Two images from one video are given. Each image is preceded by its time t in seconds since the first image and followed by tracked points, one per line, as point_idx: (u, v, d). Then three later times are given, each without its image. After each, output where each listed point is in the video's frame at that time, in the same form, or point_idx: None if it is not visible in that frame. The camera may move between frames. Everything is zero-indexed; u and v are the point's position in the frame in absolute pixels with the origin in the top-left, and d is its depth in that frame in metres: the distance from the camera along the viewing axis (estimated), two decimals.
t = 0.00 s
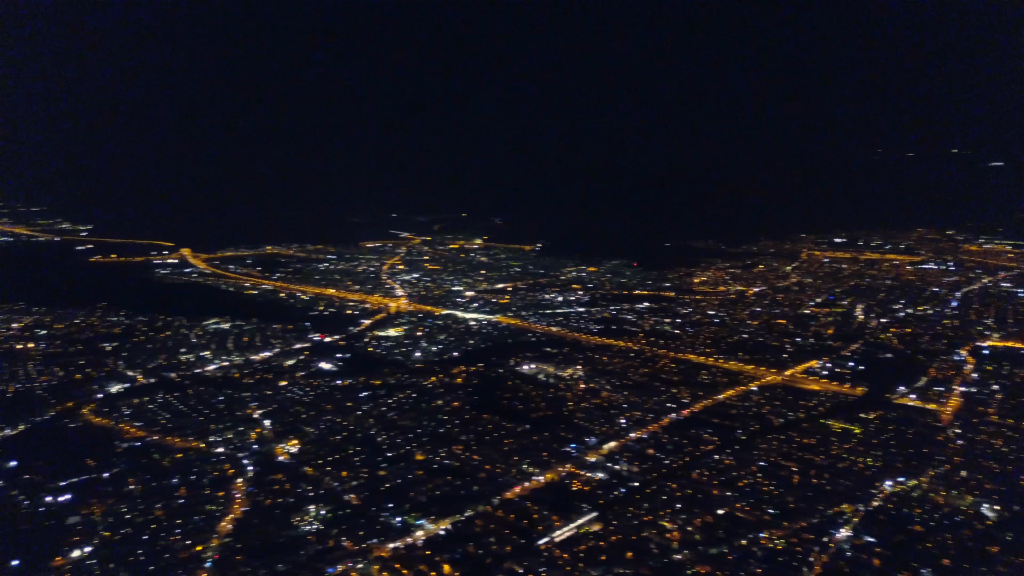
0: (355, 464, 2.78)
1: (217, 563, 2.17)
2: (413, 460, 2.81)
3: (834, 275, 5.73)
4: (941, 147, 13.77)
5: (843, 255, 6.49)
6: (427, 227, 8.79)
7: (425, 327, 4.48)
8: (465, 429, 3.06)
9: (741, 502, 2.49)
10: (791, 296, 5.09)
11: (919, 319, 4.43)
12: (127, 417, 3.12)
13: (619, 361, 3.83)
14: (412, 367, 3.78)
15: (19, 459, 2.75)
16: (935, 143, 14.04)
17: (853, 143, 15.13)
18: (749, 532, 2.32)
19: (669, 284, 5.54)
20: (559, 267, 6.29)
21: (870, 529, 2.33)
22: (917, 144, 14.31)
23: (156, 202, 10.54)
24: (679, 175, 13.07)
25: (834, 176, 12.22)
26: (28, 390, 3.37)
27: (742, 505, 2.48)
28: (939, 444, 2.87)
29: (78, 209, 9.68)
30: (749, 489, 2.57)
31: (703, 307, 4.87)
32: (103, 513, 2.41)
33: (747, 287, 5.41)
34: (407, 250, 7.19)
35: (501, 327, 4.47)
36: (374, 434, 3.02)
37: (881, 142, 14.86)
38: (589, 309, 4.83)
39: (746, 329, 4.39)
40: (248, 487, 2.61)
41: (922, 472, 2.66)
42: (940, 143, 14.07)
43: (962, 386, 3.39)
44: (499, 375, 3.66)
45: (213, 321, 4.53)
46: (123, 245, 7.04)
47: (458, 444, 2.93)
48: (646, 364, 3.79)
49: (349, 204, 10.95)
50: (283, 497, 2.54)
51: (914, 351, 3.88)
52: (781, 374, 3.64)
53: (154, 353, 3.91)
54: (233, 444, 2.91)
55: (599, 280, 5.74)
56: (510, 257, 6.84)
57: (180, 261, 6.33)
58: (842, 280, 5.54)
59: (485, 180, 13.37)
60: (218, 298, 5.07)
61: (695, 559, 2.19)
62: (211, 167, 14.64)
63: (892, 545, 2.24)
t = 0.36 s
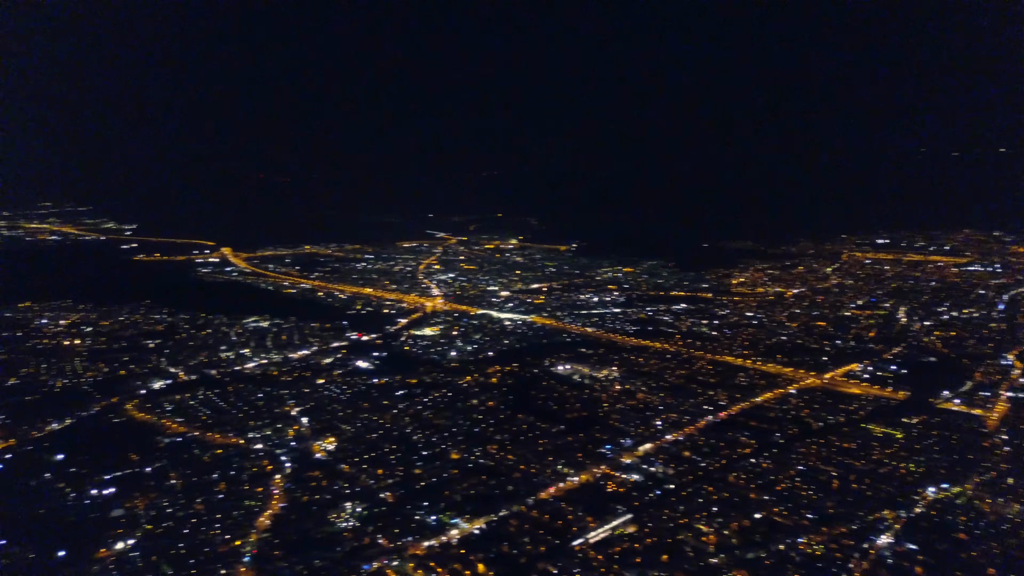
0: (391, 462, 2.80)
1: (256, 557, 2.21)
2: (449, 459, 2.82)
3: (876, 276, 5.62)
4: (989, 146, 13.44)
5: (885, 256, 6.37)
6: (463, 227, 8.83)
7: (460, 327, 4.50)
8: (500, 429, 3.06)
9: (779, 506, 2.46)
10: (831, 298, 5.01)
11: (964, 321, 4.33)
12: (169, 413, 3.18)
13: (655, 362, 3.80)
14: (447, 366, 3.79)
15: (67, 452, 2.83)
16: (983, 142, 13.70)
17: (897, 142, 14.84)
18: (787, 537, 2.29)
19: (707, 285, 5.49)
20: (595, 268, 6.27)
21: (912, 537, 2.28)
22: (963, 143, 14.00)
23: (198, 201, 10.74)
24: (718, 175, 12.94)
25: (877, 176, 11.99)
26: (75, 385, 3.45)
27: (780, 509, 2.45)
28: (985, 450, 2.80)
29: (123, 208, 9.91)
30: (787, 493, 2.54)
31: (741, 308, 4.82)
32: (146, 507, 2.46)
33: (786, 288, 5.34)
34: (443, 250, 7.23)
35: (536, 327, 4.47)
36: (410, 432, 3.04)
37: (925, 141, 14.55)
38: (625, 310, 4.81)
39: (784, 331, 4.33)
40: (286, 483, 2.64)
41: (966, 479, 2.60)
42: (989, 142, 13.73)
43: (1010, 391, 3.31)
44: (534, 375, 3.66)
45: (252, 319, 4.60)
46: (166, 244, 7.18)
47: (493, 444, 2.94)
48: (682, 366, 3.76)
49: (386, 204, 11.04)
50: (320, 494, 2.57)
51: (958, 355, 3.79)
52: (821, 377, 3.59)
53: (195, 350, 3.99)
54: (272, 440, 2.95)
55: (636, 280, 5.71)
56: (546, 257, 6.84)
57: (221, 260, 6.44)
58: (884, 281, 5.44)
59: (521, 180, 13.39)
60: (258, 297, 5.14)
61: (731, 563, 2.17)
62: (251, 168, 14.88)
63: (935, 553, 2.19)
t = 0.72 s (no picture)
0: (426, 460, 2.82)
1: (293, 553, 2.23)
2: (484, 458, 2.83)
3: (920, 278, 5.50)
4: None
5: (930, 258, 6.24)
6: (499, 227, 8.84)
7: (496, 326, 4.51)
8: (535, 429, 3.06)
9: (818, 511, 2.42)
10: (873, 301, 4.92)
11: (1012, 325, 4.22)
12: (209, 409, 3.23)
13: (692, 364, 3.77)
14: (483, 366, 3.80)
15: (111, 447, 2.89)
16: None
17: (942, 140, 14.52)
18: (827, 543, 2.25)
19: (745, 286, 5.43)
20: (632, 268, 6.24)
21: (956, 545, 2.23)
22: (1012, 142, 13.64)
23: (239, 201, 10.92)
24: (757, 175, 12.78)
25: (921, 176, 11.74)
26: (120, 381, 3.53)
27: (819, 514, 2.41)
28: None
29: (166, 208, 10.10)
30: (827, 498, 2.50)
31: (780, 310, 4.75)
32: (187, 501, 2.51)
33: (827, 290, 5.25)
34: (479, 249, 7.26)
35: (571, 328, 4.46)
36: (445, 431, 3.05)
37: (972, 141, 14.21)
38: (661, 311, 4.78)
39: (825, 333, 4.26)
40: (323, 480, 2.67)
41: (1014, 486, 2.53)
42: None
43: None
44: (569, 376, 3.65)
45: (291, 317, 4.66)
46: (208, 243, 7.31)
47: (528, 444, 2.94)
48: (719, 368, 3.72)
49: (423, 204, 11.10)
50: (356, 491, 2.60)
51: (1006, 360, 3.70)
52: (862, 380, 3.53)
53: (236, 348, 4.05)
54: (309, 438, 2.98)
55: (672, 281, 5.66)
56: (582, 258, 6.82)
57: (261, 259, 6.53)
58: (928, 284, 5.32)
59: (557, 180, 13.38)
60: (297, 296, 5.21)
61: (768, 568, 2.14)
62: (290, 168, 15.08)
63: (980, 562, 2.14)
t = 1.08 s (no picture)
0: (461, 459, 2.83)
1: (330, 550, 2.26)
2: (519, 458, 2.83)
3: (966, 281, 5.38)
4: None
5: (976, 260, 6.08)
6: (534, 227, 8.84)
7: (531, 327, 4.50)
8: (570, 430, 3.06)
9: (858, 517, 2.38)
10: (917, 303, 4.81)
11: None
12: (249, 406, 3.28)
13: (730, 367, 3.73)
14: (518, 366, 3.81)
15: (153, 442, 2.95)
16: None
17: (990, 138, 14.16)
18: (867, 549, 2.21)
19: (784, 288, 5.35)
20: (669, 269, 6.19)
21: (1003, 554, 2.17)
22: None
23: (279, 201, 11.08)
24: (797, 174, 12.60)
25: (968, 175, 11.46)
26: (162, 378, 3.60)
27: (860, 520, 2.37)
28: None
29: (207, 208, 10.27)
30: (868, 505, 2.45)
31: (820, 312, 4.68)
32: (227, 496, 2.55)
33: (868, 292, 5.16)
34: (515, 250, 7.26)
35: (607, 329, 4.44)
36: (480, 431, 3.06)
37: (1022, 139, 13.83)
38: (698, 313, 4.73)
39: (866, 336, 4.18)
40: (359, 477, 2.69)
41: None
42: None
43: None
44: (605, 377, 3.64)
45: (329, 316, 4.71)
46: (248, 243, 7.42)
47: (563, 445, 2.93)
48: (758, 370, 3.67)
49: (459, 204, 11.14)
50: (391, 490, 2.61)
51: None
52: (905, 385, 3.46)
53: (274, 346, 4.11)
54: (346, 436, 3.01)
55: (710, 282, 5.61)
56: (618, 258, 6.79)
57: (299, 258, 6.62)
58: (975, 286, 5.19)
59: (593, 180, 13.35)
60: (334, 295, 5.26)
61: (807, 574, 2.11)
62: (329, 167, 15.25)
63: None
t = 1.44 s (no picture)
0: (496, 459, 2.83)
1: (365, 547, 2.28)
2: (553, 459, 2.82)
3: (1013, 283, 5.24)
4: None
5: None
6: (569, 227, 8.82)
7: (566, 327, 4.50)
8: (605, 431, 3.04)
9: (899, 524, 2.33)
10: (962, 306, 4.71)
11: None
12: (286, 404, 3.33)
13: (767, 369, 3.68)
14: (553, 367, 3.80)
15: (194, 438, 3.00)
16: None
17: None
18: (908, 557, 2.17)
19: (823, 290, 5.27)
20: (706, 270, 6.14)
21: None
22: None
23: (317, 202, 11.21)
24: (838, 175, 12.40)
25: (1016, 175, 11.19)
26: (203, 375, 3.66)
27: (901, 527, 2.32)
28: None
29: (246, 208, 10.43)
30: (909, 511, 2.40)
31: (860, 315, 4.60)
32: (264, 492, 2.59)
33: (911, 294, 5.06)
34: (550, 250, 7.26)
35: (643, 330, 4.41)
36: (514, 431, 3.06)
37: None
38: (735, 314, 4.68)
39: (908, 340, 4.10)
40: (394, 476, 2.71)
41: None
42: None
43: None
44: (640, 378, 3.62)
45: (365, 315, 4.75)
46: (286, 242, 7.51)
47: (598, 446, 2.92)
48: (796, 373, 3.62)
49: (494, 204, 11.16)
50: (426, 488, 2.63)
51: None
52: (948, 389, 3.38)
53: (312, 345, 4.15)
54: (382, 434, 3.03)
55: (747, 283, 5.54)
56: (654, 259, 6.75)
57: (336, 258, 6.69)
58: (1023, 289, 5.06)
59: (629, 181, 13.29)
60: (370, 294, 5.31)
61: None
62: (366, 168, 15.39)
63: None
